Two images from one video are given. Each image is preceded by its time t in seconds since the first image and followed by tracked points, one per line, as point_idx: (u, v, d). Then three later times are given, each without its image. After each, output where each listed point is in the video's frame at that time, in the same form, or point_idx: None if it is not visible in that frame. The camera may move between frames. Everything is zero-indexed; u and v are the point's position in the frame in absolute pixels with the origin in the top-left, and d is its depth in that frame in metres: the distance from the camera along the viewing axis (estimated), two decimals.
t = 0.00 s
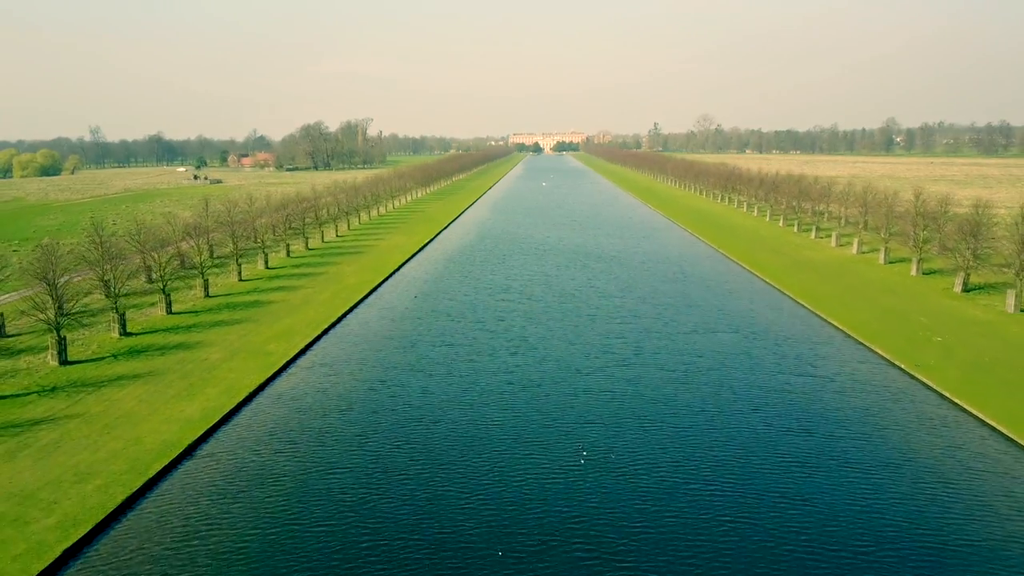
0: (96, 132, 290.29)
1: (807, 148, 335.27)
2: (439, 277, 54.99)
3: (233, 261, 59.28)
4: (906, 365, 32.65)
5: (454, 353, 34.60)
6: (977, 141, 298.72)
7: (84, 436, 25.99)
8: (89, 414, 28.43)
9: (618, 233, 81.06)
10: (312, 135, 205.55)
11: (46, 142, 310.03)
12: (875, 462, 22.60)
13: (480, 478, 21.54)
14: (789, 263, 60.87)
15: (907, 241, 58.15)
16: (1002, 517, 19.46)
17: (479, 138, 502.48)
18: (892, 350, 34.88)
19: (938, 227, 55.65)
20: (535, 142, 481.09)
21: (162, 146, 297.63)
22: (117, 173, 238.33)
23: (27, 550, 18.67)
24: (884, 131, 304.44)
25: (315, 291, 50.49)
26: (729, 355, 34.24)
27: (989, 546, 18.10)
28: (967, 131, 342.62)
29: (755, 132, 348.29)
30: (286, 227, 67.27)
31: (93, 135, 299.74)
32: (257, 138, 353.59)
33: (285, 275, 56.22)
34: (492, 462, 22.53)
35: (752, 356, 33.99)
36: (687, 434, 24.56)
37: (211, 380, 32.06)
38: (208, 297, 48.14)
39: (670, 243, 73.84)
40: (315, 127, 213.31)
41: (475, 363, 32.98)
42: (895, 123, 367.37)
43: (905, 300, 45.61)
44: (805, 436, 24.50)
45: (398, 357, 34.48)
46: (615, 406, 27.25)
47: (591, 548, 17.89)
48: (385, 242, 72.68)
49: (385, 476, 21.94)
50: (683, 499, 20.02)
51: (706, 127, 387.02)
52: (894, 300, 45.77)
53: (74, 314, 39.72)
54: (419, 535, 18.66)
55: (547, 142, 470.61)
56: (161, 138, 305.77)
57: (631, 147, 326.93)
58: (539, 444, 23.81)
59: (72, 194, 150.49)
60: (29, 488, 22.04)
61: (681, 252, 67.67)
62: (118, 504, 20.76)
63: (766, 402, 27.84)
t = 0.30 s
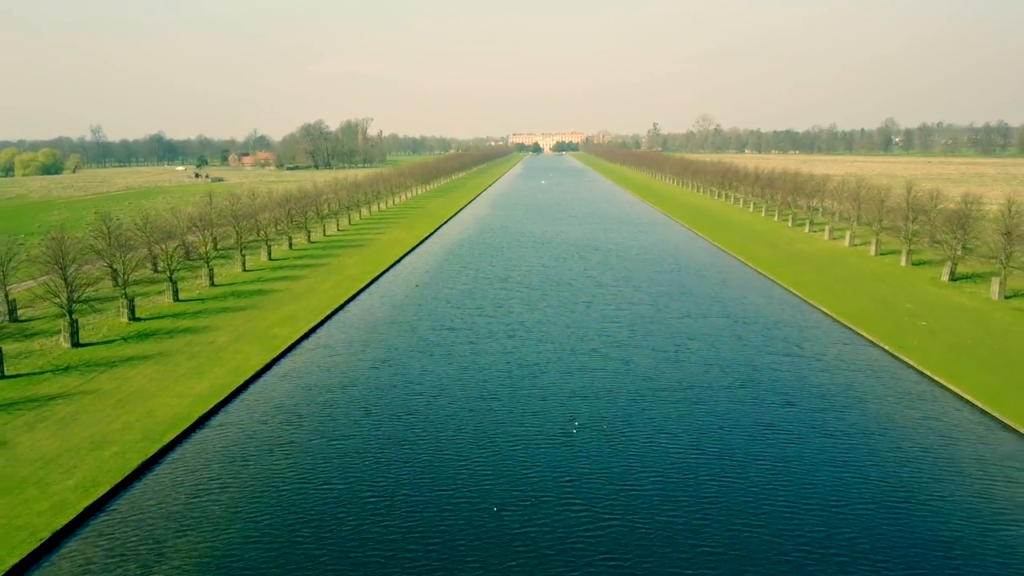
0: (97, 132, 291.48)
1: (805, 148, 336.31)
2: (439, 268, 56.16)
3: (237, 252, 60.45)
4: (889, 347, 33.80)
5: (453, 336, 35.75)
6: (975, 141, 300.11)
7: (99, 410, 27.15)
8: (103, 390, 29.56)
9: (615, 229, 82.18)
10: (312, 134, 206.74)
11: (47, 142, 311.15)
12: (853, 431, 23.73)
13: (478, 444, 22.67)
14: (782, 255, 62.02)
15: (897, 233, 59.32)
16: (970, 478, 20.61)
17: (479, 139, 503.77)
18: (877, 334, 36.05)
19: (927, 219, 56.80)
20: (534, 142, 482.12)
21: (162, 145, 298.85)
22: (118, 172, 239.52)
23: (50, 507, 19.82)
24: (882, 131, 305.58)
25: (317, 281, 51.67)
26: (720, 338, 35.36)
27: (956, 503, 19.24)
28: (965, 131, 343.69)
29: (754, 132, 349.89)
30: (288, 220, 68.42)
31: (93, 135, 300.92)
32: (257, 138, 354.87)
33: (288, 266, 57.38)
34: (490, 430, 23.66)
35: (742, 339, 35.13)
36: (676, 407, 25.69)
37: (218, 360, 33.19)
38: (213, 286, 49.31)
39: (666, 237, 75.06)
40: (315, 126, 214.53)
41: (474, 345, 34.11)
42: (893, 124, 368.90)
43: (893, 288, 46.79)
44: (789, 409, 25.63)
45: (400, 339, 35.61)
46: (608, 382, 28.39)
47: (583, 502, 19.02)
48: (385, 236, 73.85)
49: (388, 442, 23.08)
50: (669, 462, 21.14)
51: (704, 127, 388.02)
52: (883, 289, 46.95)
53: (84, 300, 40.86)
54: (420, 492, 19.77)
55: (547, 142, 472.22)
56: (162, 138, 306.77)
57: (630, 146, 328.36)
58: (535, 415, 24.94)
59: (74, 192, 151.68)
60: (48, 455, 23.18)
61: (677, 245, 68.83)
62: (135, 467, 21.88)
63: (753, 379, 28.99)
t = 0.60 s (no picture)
0: (99, 132, 292.93)
1: (804, 148, 337.71)
2: (439, 263, 57.45)
3: (242, 248, 61.73)
4: (873, 336, 35.01)
5: (453, 326, 36.96)
6: (973, 141, 301.76)
7: (114, 394, 28.36)
8: (116, 375, 30.78)
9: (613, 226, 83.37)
10: (313, 134, 208.05)
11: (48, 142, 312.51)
12: (834, 411, 24.92)
13: (477, 422, 23.85)
14: (776, 251, 63.23)
15: (888, 230, 60.53)
16: (941, 453, 21.78)
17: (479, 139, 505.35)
18: (863, 324, 37.27)
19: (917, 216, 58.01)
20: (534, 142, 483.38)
21: (164, 146, 300.25)
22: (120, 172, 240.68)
23: (73, 478, 21.02)
24: (881, 131, 306.81)
25: (320, 275, 52.90)
26: (711, 328, 36.56)
27: (927, 474, 20.40)
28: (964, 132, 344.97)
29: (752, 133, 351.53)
30: (291, 217, 69.67)
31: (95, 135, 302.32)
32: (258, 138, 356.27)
33: (291, 262, 58.65)
34: (488, 411, 24.82)
35: (733, 329, 36.33)
36: (666, 390, 26.89)
37: (226, 349, 34.40)
38: (218, 280, 50.55)
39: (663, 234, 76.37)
40: (316, 127, 215.96)
41: (473, 334, 35.31)
42: (892, 124, 370.54)
43: (882, 282, 48.02)
44: (774, 392, 26.83)
45: (401, 329, 36.81)
46: (602, 368, 29.60)
47: (574, 471, 20.18)
48: (386, 233, 75.06)
49: (390, 421, 24.25)
50: (658, 438, 22.32)
51: (703, 128, 389.20)
52: (872, 282, 48.18)
53: (94, 293, 42.11)
54: (421, 464, 20.94)
55: (547, 142, 473.49)
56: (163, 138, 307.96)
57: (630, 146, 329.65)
58: (531, 397, 26.12)
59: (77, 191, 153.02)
60: (68, 434, 24.39)
61: (673, 242, 70.02)
62: (151, 444, 23.08)
63: (741, 365, 30.22)
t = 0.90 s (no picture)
0: (100, 132, 294.42)
1: (803, 149, 338.90)
2: (439, 260, 58.75)
3: (246, 246, 63.01)
4: (858, 330, 36.28)
5: (453, 320, 38.29)
6: (971, 141, 303.20)
7: (128, 382, 29.62)
8: (129, 365, 32.04)
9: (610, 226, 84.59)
10: (313, 134, 209.43)
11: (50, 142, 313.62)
12: (816, 398, 26.17)
13: (475, 408, 25.10)
14: (769, 249, 64.49)
15: (878, 228, 61.78)
16: (914, 435, 23.12)
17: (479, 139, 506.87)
18: (848, 317, 38.63)
19: (906, 215, 59.28)
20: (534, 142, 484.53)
21: (165, 146, 301.44)
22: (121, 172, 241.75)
23: (94, 458, 22.30)
24: (880, 132, 308.02)
25: (323, 272, 54.21)
26: (703, 322, 37.81)
27: (900, 454, 21.63)
28: (962, 133, 346.12)
29: (751, 133, 353.24)
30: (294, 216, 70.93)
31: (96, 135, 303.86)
32: (258, 139, 357.67)
33: (294, 259, 59.94)
34: (485, 397, 26.17)
35: (724, 323, 37.58)
36: (657, 379, 28.14)
37: (234, 341, 35.70)
38: (224, 277, 51.83)
39: (660, 233, 77.75)
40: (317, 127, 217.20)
41: (472, 328, 36.65)
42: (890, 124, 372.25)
43: (871, 278, 49.34)
44: (760, 380, 28.16)
45: (403, 322, 38.15)
46: (596, 359, 30.92)
47: (566, 450, 21.51)
48: (387, 232, 76.34)
49: (394, 406, 25.55)
50: (646, 421, 23.56)
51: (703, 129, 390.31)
52: (860, 279, 49.53)
53: (104, 288, 43.39)
54: (423, 444, 22.23)
55: (547, 142, 475.36)
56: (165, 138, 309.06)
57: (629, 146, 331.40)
58: (527, 384, 27.45)
59: (80, 190, 154.48)
60: (86, 419, 25.65)
61: (669, 240, 71.29)
62: (167, 428, 24.37)
63: (729, 356, 31.53)
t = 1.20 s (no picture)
0: (102, 132, 295.98)
1: (801, 150, 340.00)
2: (438, 258, 60.07)
3: (249, 244, 64.32)
4: (843, 324, 37.58)
5: (453, 314, 39.61)
6: (968, 141, 304.76)
7: (141, 372, 30.92)
8: (141, 356, 33.32)
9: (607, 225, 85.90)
10: (314, 134, 210.82)
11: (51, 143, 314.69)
12: (799, 387, 27.48)
13: (474, 394, 26.39)
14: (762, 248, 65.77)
15: (868, 227, 63.11)
16: (889, 420, 24.42)
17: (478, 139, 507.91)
18: (835, 312, 39.96)
19: (896, 214, 60.58)
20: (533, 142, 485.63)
21: (166, 146, 302.74)
22: (123, 172, 242.95)
23: (113, 441, 23.60)
24: (878, 132, 309.16)
25: (326, 269, 55.52)
26: (695, 316, 39.07)
27: (875, 436, 22.91)
28: (960, 133, 347.28)
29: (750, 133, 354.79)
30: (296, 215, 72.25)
31: (98, 136, 305.43)
32: (259, 139, 358.97)
33: (297, 257, 61.26)
34: (483, 385, 27.44)
35: (715, 317, 38.86)
36: (647, 369, 29.42)
37: (242, 334, 36.99)
38: (229, 274, 53.13)
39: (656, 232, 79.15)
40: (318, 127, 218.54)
41: (471, 321, 37.96)
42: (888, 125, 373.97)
43: (860, 275, 50.66)
44: (746, 370, 29.44)
45: (404, 317, 39.47)
46: (590, 350, 32.21)
47: (559, 432, 22.77)
48: (388, 231, 77.64)
49: (397, 394, 26.83)
50: (635, 407, 24.85)
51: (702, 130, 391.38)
52: (850, 275, 50.84)
53: (114, 284, 44.68)
54: (423, 427, 23.49)
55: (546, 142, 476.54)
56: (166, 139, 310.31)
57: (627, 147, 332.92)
58: (523, 374, 28.71)
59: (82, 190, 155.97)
60: (103, 406, 26.96)
61: (664, 239, 72.60)
62: (180, 414, 25.65)
63: (718, 348, 32.82)
